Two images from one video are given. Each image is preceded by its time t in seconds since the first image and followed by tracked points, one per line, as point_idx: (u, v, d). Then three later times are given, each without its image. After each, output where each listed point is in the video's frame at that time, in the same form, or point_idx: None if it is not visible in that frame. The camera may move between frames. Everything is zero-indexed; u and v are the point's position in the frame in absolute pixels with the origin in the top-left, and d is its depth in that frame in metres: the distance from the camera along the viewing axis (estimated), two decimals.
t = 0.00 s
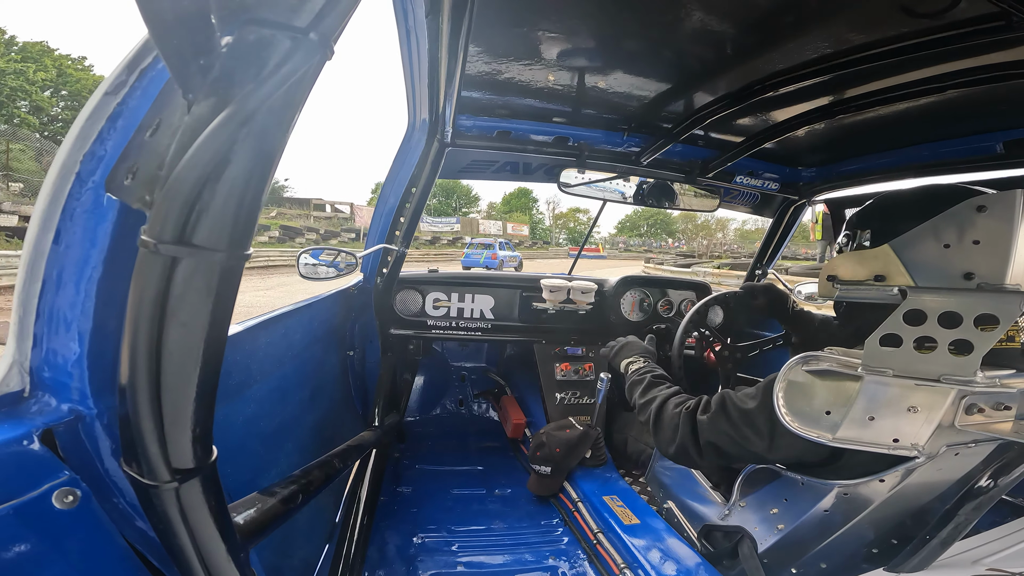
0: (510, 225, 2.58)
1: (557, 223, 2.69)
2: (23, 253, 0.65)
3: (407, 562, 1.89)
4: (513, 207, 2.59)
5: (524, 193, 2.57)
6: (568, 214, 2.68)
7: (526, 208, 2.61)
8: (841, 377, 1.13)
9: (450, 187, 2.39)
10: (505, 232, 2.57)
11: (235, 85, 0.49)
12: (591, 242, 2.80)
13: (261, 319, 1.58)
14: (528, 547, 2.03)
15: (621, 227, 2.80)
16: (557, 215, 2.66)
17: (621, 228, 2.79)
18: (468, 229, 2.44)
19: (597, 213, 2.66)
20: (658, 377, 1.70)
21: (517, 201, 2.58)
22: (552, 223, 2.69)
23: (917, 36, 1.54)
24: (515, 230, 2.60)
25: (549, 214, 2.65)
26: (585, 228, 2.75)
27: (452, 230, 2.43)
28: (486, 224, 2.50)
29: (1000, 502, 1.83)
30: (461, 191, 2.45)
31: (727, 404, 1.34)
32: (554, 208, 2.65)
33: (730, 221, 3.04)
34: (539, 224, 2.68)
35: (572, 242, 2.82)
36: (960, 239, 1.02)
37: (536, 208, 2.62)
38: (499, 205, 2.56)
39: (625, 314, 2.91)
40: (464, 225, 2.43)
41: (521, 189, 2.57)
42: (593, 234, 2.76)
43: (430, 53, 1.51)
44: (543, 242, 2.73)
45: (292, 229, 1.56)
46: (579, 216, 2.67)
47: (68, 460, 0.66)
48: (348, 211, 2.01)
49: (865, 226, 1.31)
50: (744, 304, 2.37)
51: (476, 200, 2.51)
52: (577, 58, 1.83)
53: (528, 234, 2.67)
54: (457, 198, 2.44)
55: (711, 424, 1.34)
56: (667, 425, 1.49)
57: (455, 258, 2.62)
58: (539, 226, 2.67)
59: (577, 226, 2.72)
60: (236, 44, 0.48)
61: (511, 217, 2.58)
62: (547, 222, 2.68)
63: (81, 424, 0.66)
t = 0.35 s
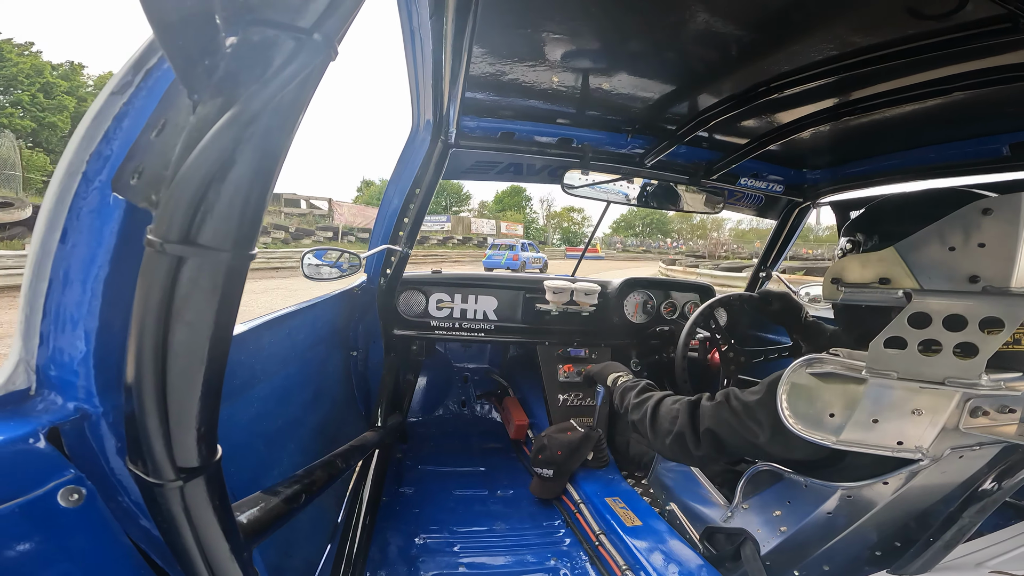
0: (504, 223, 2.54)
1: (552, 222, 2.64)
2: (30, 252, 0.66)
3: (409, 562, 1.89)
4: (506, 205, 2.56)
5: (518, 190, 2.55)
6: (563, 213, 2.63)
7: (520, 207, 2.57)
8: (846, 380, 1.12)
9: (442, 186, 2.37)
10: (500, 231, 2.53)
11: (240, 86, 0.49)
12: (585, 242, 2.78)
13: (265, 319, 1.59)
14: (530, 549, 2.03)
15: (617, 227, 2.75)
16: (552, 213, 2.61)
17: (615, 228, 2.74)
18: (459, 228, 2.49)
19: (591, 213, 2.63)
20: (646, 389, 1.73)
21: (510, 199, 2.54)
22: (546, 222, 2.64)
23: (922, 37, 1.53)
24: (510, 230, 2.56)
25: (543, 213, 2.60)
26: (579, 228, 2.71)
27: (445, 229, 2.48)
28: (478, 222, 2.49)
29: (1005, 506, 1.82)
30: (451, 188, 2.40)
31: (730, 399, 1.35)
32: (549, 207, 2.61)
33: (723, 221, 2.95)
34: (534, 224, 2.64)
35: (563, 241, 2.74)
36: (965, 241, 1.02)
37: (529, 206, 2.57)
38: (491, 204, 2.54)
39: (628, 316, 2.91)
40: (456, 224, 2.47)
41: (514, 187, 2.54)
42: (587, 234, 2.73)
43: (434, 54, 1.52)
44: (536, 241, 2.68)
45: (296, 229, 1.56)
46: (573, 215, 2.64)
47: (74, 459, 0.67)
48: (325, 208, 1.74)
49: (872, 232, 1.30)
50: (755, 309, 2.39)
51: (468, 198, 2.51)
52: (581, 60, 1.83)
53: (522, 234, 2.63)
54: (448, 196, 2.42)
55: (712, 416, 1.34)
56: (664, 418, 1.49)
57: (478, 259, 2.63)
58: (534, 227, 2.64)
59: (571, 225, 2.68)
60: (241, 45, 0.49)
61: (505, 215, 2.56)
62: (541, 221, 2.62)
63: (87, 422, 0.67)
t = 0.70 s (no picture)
0: (494, 223, 2.49)
1: (543, 221, 2.53)
2: (33, 245, 0.66)
3: (409, 555, 1.91)
4: (495, 203, 2.45)
5: (507, 188, 2.44)
6: (553, 211, 2.50)
7: (511, 206, 2.48)
8: (848, 377, 1.12)
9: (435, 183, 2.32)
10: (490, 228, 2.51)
11: (245, 80, 0.49)
12: (579, 242, 2.74)
13: (267, 312, 1.59)
14: (529, 543, 2.04)
15: (608, 226, 2.69)
16: (543, 212, 2.50)
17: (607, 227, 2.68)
18: (447, 227, 2.54)
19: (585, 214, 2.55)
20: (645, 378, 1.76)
21: (499, 196, 2.43)
22: (537, 221, 2.53)
23: (931, 34, 1.51)
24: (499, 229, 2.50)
25: (534, 211, 2.51)
26: (571, 228, 2.61)
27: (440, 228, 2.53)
28: (468, 220, 2.53)
29: (1004, 504, 1.82)
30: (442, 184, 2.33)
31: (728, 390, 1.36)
32: (539, 206, 2.51)
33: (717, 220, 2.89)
34: (524, 222, 2.53)
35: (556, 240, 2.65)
36: (970, 239, 1.01)
37: (520, 204, 2.48)
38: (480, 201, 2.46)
39: (630, 310, 2.91)
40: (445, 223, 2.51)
41: (505, 185, 2.43)
42: (580, 234, 2.67)
43: (437, 48, 1.51)
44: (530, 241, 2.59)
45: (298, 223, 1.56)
46: (565, 215, 2.53)
47: (78, 451, 0.67)
48: (293, 201, 1.31)
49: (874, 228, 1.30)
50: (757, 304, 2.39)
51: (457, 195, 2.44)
52: (586, 54, 1.81)
53: (513, 233, 2.58)
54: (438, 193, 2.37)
55: (706, 404, 1.36)
56: (660, 403, 1.53)
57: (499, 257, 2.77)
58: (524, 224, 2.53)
59: (563, 225, 2.58)
60: (246, 39, 0.48)
61: (495, 213, 2.47)
62: (531, 219, 2.52)
63: (91, 414, 0.67)
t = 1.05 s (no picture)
0: (482, 221, 2.44)
1: (531, 221, 2.49)
2: (34, 250, 0.66)
3: (410, 561, 1.89)
4: (483, 202, 2.42)
5: (491, 185, 2.45)
6: (541, 211, 2.47)
7: (499, 203, 2.43)
8: (850, 381, 1.11)
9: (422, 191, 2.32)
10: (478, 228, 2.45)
11: (246, 85, 0.49)
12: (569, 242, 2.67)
13: (268, 317, 1.59)
14: (531, 548, 2.03)
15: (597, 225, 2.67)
16: (531, 212, 2.47)
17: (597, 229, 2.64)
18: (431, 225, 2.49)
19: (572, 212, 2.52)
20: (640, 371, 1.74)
21: (486, 196, 2.40)
22: (525, 221, 2.49)
23: (930, 37, 1.52)
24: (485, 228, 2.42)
25: (522, 211, 2.47)
26: (560, 228, 2.55)
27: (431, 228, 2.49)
28: (452, 218, 2.52)
29: (1010, 509, 1.81)
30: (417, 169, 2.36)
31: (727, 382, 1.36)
32: (527, 205, 2.49)
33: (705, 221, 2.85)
34: (512, 221, 2.48)
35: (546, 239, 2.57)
36: (972, 242, 1.01)
37: (506, 203, 2.44)
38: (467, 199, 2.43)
39: (632, 316, 2.91)
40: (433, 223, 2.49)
41: (490, 183, 2.43)
42: (568, 234, 2.59)
43: (438, 53, 1.52)
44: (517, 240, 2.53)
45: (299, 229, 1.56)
46: (553, 214, 2.49)
47: (76, 456, 0.67)
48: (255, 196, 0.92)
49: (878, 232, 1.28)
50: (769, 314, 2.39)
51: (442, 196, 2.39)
52: (586, 59, 1.82)
53: (502, 232, 2.47)
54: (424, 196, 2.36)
55: (703, 392, 1.36)
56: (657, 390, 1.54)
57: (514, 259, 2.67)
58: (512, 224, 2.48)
59: (551, 225, 2.51)
60: (247, 44, 0.48)
61: (483, 212, 2.43)
62: (518, 218, 2.49)
63: (90, 420, 0.67)
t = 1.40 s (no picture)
0: (466, 219, 2.62)
1: (515, 219, 2.64)
2: (40, 253, 0.66)
3: (414, 562, 1.90)
4: (467, 199, 2.53)
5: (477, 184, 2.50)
6: (528, 210, 2.59)
7: (481, 203, 2.59)
8: (854, 380, 1.11)
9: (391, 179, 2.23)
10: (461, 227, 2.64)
11: (249, 88, 0.49)
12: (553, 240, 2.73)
13: (272, 319, 1.60)
14: (535, 549, 2.03)
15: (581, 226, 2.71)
16: (515, 210, 2.61)
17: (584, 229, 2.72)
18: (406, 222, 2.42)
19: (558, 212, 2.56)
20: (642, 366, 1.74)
21: (469, 193, 2.51)
22: (509, 219, 2.65)
23: (930, 36, 1.52)
24: (472, 227, 2.66)
25: (506, 209, 2.61)
26: (545, 227, 2.65)
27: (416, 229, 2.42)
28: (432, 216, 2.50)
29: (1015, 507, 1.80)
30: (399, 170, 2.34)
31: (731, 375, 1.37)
32: (511, 203, 2.60)
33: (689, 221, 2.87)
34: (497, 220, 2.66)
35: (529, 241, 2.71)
36: (975, 240, 1.00)
37: (490, 200, 2.57)
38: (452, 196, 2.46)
39: (633, 315, 2.91)
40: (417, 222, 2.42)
41: (473, 182, 2.49)
42: (554, 234, 2.67)
43: (438, 54, 1.52)
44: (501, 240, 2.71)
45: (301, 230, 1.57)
46: (538, 213, 2.58)
47: (83, 458, 0.67)
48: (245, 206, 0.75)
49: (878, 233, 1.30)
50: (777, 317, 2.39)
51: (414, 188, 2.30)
52: (586, 59, 1.82)
53: (486, 231, 2.72)
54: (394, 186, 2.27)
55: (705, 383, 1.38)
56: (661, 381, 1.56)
57: (526, 261, 2.80)
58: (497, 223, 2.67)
59: (536, 224, 2.63)
60: (249, 46, 0.49)
61: (466, 210, 2.58)
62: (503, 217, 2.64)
63: (96, 421, 0.67)
